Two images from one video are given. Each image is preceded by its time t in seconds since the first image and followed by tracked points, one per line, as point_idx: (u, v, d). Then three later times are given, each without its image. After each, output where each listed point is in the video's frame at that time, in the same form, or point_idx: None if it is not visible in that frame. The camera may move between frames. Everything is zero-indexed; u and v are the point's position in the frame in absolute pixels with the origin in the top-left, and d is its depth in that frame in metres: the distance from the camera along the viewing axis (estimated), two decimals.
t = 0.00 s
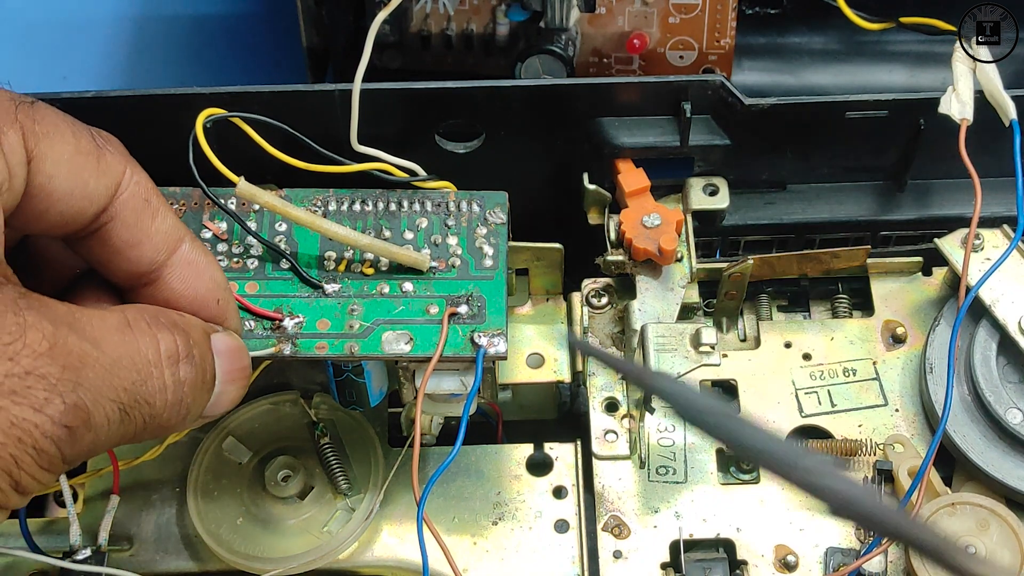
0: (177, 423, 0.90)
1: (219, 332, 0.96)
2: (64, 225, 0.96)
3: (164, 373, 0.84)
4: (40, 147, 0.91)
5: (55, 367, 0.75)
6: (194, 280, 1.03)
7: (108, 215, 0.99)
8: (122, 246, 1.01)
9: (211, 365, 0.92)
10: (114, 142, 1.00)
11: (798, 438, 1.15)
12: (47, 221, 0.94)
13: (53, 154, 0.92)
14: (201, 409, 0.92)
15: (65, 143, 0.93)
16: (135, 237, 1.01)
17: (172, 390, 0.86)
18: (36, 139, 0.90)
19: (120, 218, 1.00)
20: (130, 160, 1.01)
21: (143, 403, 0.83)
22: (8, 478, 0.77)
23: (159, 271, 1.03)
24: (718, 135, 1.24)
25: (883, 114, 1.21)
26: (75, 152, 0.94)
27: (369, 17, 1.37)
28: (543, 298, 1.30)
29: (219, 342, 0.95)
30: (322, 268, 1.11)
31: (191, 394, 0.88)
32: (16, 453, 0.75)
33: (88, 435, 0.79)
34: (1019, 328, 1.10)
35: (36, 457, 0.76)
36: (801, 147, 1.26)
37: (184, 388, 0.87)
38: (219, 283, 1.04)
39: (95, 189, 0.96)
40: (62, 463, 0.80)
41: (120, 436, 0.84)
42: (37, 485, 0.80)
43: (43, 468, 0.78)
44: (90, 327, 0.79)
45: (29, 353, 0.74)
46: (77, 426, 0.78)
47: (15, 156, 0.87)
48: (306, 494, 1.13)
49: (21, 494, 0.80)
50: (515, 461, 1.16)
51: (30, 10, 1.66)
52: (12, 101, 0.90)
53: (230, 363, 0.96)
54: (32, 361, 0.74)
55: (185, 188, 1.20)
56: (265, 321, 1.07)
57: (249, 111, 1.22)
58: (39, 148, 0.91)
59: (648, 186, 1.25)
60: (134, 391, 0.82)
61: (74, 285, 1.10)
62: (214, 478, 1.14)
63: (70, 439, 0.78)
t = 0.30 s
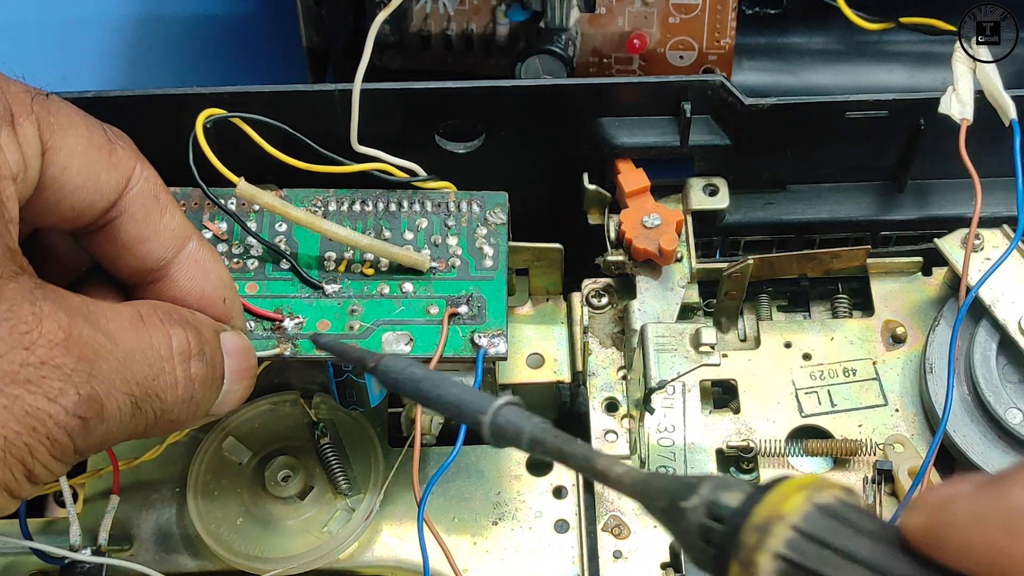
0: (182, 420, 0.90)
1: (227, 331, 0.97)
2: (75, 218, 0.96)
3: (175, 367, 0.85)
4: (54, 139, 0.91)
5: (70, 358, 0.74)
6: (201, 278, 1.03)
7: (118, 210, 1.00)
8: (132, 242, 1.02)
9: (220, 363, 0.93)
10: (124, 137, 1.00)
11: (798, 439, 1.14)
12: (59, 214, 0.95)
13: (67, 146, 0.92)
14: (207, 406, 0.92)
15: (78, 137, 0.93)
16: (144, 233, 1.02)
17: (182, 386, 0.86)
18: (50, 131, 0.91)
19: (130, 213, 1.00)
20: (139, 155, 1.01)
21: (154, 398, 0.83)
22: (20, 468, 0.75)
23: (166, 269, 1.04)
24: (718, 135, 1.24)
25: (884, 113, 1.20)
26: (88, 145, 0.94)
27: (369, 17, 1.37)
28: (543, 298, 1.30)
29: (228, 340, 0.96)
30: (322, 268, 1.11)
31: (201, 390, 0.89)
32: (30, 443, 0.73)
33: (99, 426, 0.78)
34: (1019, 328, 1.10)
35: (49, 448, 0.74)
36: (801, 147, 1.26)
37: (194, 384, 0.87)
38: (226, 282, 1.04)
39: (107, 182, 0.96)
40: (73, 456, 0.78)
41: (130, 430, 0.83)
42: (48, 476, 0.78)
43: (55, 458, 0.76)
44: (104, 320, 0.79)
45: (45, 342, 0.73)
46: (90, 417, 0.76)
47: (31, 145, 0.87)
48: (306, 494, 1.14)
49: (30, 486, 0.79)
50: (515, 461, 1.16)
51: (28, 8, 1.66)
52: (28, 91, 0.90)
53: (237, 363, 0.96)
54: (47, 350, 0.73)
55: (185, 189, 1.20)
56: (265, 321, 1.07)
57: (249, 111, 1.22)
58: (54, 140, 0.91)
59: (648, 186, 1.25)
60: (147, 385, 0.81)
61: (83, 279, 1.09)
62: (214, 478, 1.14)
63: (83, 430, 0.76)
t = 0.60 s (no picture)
0: (187, 419, 0.90)
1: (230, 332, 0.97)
2: (79, 214, 0.97)
3: (181, 365, 0.85)
4: (61, 134, 0.91)
5: (77, 353, 0.74)
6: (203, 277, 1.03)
7: (121, 206, 1.00)
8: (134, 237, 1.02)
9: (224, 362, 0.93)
10: (129, 136, 1.00)
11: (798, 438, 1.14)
12: (63, 209, 0.95)
13: (74, 142, 0.92)
14: (211, 405, 0.93)
15: (85, 133, 0.93)
16: (147, 230, 1.02)
17: (188, 384, 0.86)
18: (58, 126, 0.90)
19: (134, 210, 1.00)
20: (143, 153, 1.02)
21: (161, 395, 0.83)
22: (27, 463, 0.74)
23: (168, 266, 1.04)
24: (718, 135, 1.24)
25: (884, 113, 1.20)
26: (94, 141, 0.94)
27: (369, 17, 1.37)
28: (543, 298, 1.30)
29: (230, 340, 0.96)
30: (321, 268, 1.11)
31: (206, 388, 0.89)
32: (38, 438, 0.72)
33: (106, 422, 0.77)
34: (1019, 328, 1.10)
35: (56, 443, 0.74)
36: (801, 147, 1.26)
37: (199, 382, 0.88)
38: (227, 281, 1.04)
39: (111, 179, 0.96)
40: (79, 452, 0.78)
41: (135, 427, 0.82)
42: (55, 472, 0.78)
43: (63, 453, 0.75)
44: (111, 317, 0.79)
45: (52, 337, 0.73)
46: (97, 412, 0.76)
47: (38, 141, 0.87)
48: (306, 494, 1.14)
49: (34, 481, 0.78)
50: (515, 461, 1.16)
51: (30, 9, 1.66)
52: (35, 87, 0.90)
53: (241, 362, 0.97)
54: (55, 346, 0.73)
55: (185, 189, 1.20)
56: (265, 321, 1.07)
57: (249, 111, 1.22)
58: (62, 135, 0.91)
59: (648, 186, 1.25)
60: (153, 382, 0.81)
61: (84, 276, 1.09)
62: (214, 479, 1.14)
63: (90, 426, 0.76)
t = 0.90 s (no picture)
0: (192, 418, 0.90)
1: (233, 332, 0.98)
2: (84, 212, 0.97)
3: (186, 364, 0.85)
4: (68, 131, 0.91)
5: (82, 350, 0.74)
6: (205, 276, 1.03)
7: (125, 205, 1.00)
8: (138, 237, 1.02)
9: (228, 362, 0.93)
10: (134, 134, 1.00)
11: (798, 438, 1.14)
12: (68, 206, 0.95)
13: (81, 140, 0.92)
14: (214, 406, 0.93)
15: (91, 131, 0.93)
16: (150, 230, 1.02)
17: (192, 383, 0.86)
18: (64, 123, 0.90)
19: (138, 208, 1.00)
20: (148, 152, 1.02)
21: (165, 394, 0.83)
22: (31, 459, 0.74)
23: (171, 266, 1.04)
24: (718, 135, 1.24)
25: (884, 113, 1.20)
26: (100, 139, 0.94)
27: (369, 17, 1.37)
28: (543, 298, 1.30)
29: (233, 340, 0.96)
30: (322, 268, 1.11)
31: (210, 388, 0.89)
32: (42, 434, 0.72)
33: (111, 420, 0.77)
34: (1019, 328, 1.10)
35: (60, 439, 0.74)
36: (801, 147, 1.26)
37: (204, 382, 0.88)
38: (230, 282, 1.04)
39: (116, 177, 0.96)
40: (83, 449, 0.78)
41: (139, 425, 0.82)
42: (58, 469, 0.78)
43: (67, 450, 0.75)
44: (116, 314, 0.79)
45: (58, 335, 0.73)
46: (102, 410, 0.76)
47: (44, 137, 0.87)
48: (306, 494, 1.14)
49: (38, 478, 0.78)
50: (515, 461, 1.16)
51: (28, 9, 1.66)
52: (42, 84, 0.90)
53: (243, 362, 0.97)
54: (60, 343, 0.73)
55: (185, 188, 1.20)
56: (265, 321, 1.07)
57: (249, 111, 1.22)
58: (68, 132, 0.91)
59: (648, 186, 1.25)
60: (157, 380, 0.81)
61: (90, 276, 1.09)
62: (214, 479, 1.14)
63: (94, 423, 0.76)
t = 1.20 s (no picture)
0: (193, 418, 0.90)
1: (234, 332, 0.98)
2: (86, 210, 0.97)
3: (187, 364, 0.85)
4: (71, 129, 0.91)
5: (84, 349, 0.74)
6: (206, 276, 1.03)
7: (127, 204, 1.00)
8: (139, 236, 1.02)
9: (228, 362, 0.93)
10: (136, 133, 1.00)
11: (798, 439, 1.14)
12: (69, 205, 0.95)
13: (83, 138, 0.92)
14: (215, 407, 0.93)
15: (93, 129, 0.93)
16: (152, 229, 1.02)
17: (194, 383, 0.86)
18: (67, 121, 0.90)
19: (139, 207, 1.00)
20: (150, 151, 1.02)
21: (166, 393, 0.83)
22: (32, 458, 0.74)
23: (171, 265, 1.04)
24: (718, 135, 1.24)
25: (883, 114, 1.20)
26: (103, 138, 0.94)
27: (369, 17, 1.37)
28: (543, 298, 1.30)
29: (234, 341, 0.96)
30: (322, 268, 1.11)
31: (211, 388, 0.89)
32: (44, 432, 0.72)
33: (112, 419, 0.77)
34: (1020, 328, 1.10)
35: (61, 438, 0.74)
36: (801, 147, 1.26)
37: (205, 383, 0.88)
38: (231, 283, 1.04)
39: (118, 175, 0.96)
40: (84, 447, 0.78)
41: (140, 425, 0.82)
42: (58, 467, 0.78)
43: (68, 448, 0.75)
44: (118, 314, 0.79)
45: (60, 333, 0.73)
46: (103, 409, 0.76)
47: (47, 136, 0.87)
48: (306, 494, 1.14)
49: (40, 477, 0.78)
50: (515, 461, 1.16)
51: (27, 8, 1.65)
52: (45, 82, 0.90)
53: (243, 363, 0.97)
54: (61, 341, 0.73)
55: (185, 188, 1.20)
56: (265, 321, 1.07)
57: (249, 111, 1.22)
58: (70, 130, 0.91)
59: (648, 186, 1.25)
60: (159, 380, 0.81)
61: (91, 275, 1.09)
62: (214, 478, 1.14)
63: (96, 422, 0.76)
